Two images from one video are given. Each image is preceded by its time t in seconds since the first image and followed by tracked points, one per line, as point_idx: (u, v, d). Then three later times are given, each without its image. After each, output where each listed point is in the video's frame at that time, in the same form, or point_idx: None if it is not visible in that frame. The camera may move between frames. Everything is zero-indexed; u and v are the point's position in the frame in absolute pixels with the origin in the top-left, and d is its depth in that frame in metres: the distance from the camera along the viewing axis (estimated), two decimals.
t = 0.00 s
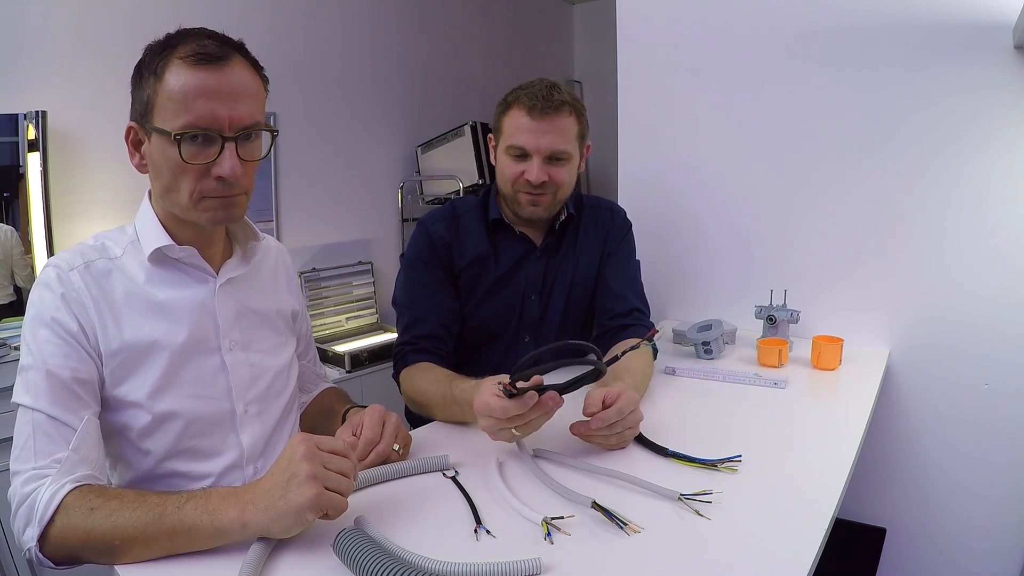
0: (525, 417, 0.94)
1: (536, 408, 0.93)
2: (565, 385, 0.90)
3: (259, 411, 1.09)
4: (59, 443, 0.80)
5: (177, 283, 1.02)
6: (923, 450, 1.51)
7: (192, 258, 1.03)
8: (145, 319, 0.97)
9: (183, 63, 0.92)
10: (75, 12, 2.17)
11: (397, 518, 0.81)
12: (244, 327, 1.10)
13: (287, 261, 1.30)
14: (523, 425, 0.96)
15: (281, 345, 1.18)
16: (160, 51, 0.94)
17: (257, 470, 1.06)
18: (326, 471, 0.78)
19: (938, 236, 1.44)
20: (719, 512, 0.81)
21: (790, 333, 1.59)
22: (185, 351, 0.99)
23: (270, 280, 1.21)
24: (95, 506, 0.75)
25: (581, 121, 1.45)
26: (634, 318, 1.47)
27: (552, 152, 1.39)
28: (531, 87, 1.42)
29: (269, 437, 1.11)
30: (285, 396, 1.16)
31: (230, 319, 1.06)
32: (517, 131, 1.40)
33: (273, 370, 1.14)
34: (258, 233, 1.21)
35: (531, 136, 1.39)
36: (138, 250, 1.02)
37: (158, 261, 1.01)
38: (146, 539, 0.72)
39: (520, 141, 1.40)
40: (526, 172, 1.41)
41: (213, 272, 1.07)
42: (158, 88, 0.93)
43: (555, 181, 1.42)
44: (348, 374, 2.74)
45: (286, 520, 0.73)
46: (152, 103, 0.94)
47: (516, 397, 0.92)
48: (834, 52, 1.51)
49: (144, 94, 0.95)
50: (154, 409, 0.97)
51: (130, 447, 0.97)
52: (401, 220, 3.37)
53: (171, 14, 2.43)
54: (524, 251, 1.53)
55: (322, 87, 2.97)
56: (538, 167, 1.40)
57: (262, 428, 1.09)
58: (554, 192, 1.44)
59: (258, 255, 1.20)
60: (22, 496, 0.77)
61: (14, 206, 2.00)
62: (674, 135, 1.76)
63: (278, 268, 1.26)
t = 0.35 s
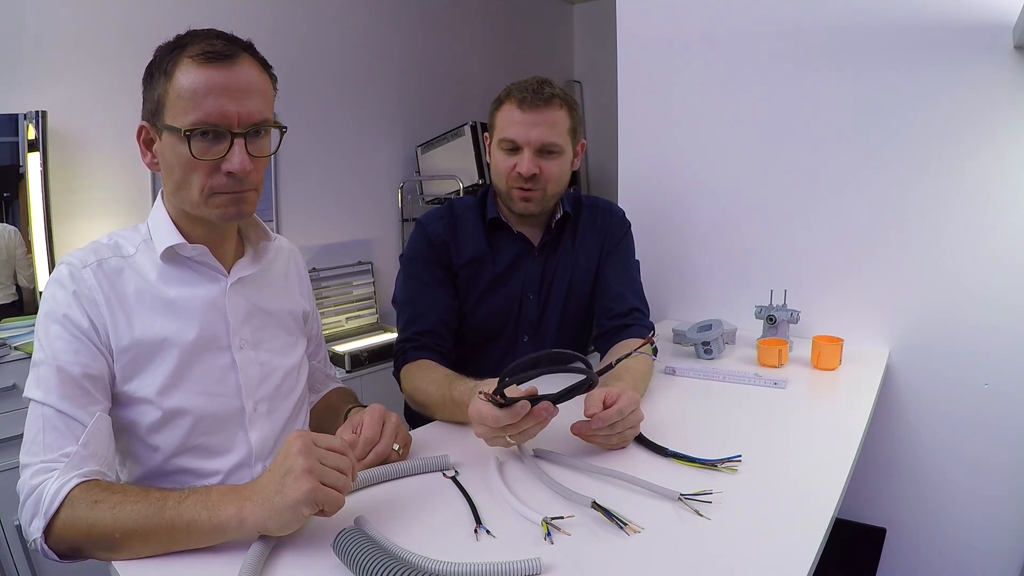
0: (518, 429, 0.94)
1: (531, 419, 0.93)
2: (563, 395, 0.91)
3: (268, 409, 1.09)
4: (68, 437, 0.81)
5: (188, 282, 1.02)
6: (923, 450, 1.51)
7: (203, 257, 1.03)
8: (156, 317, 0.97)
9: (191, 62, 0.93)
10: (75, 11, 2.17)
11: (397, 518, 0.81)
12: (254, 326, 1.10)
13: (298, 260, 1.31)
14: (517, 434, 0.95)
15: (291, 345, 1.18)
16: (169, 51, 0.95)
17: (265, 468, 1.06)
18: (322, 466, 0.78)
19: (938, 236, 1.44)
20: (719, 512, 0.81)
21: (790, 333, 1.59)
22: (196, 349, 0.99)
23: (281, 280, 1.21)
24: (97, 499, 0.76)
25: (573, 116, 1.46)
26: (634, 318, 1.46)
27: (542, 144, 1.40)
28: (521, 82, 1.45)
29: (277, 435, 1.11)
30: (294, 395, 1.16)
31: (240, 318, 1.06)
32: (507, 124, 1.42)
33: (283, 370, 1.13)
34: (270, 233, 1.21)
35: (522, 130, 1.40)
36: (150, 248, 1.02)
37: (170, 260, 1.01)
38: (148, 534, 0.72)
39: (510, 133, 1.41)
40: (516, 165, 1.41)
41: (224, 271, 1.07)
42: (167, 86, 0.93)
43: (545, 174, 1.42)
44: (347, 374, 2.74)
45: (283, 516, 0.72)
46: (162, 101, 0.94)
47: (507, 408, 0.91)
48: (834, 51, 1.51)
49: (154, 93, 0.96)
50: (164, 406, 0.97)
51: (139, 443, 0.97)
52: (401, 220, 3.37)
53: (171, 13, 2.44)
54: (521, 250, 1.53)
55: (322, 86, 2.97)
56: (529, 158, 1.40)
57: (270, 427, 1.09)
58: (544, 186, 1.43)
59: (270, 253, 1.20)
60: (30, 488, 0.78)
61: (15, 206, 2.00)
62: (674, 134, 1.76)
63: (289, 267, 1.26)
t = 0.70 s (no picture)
0: (515, 430, 0.93)
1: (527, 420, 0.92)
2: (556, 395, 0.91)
3: (273, 408, 1.09)
4: (69, 438, 0.82)
5: (191, 283, 1.02)
6: (923, 450, 1.50)
7: (205, 257, 1.03)
8: (158, 318, 0.97)
9: (189, 63, 0.93)
10: (75, 12, 2.17)
11: (397, 518, 0.81)
12: (257, 325, 1.10)
13: (301, 258, 1.30)
14: (513, 435, 0.95)
15: (295, 343, 1.18)
16: (167, 52, 0.95)
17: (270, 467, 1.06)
18: (312, 460, 0.78)
19: (938, 236, 1.44)
20: (719, 512, 0.81)
21: (790, 333, 1.59)
22: (199, 350, 0.99)
23: (285, 279, 1.20)
24: (93, 497, 0.76)
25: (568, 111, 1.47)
26: (633, 318, 1.46)
27: (539, 134, 1.41)
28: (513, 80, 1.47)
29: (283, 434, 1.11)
30: (299, 394, 1.15)
31: (243, 318, 1.06)
32: (502, 118, 1.43)
33: (287, 368, 1.13)
34: (272, 230, 1.21)
35: (518, 124, 1.42)
36: (152, 250, 1.02)
37: (172, 261, 1.01)
38: (144, 533, 0.72)
39: (505, 126, 1.43)
40: (513, 157, 1.42)
41: (226, 270, 1.06)
42: (166, 87, 0.93)
43: (544, 165, 1.42)
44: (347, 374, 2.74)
45: (274, 510, 0.72)
46: (161, 103, 0.94)
47: (502, 408, 0.91)
48: (834, 51, 1.51)
49: (153, 93, 0.96)
50: (168, 406, 0.97)
51: (144, 443, 0.98)
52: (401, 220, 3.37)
53: (170, 13, 2.44)
54: (520, 250, 1.53)
55: (322, 86, 2.97)
56: (526, 150, 1.41)
57: (277, 425, 1.08)
58: (544, 178, 1.43)
59: (273, 251, 1.20)
60: (32, 489, 0.78)
61: (15, 206, 2.02)
62: (674, 134, 1.76)
63: (292, 265, 1.25)
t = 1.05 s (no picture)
0: (516, 426, 0.93)
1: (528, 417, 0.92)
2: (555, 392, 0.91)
3: (279, 406, 1.09)
4: (72, 440, 0.81)
5: (195, 282, 1.02)
6: (923, 450, 1.50)
7: (209, 255, 1.03)
8: (163, 317, 0.97)
9: (196, 65, 0.92)
10: (75, 12, 2.17)
11: (397, 518, 0.81)
12: (262, 323, 1.10)
13: (305, 255, 1.30)
14: (513, 433, 0.95)
15: (299, 341, 1.18)
16: (175, 53, 0.94)
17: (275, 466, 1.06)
18: (316, 466, 0.77)
19: (938, 236, 1.44)
20: (719, 512, 0.81)
21: (790, 333, 1.59)
22: (204, 348, 0.99)
23: (289, 276, 1.20)
24: (95, 498, 0.76)
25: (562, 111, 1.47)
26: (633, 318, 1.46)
27: (533, 137, 1.41)
28: (505, 82, 1.46)
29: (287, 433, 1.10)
30: (305, 393, 1.15)
31: (247, 316, 1.06)
32: (496, 123, 1.44)
33: (292, 366, 1.13)
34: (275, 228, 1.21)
35: (513, 127, 1.42)
36: (156, 249, 1.02)
37: (175, 260, 1.01)
38: (147, 534, 0.72)
39: (499, 131, 1.43)
40: (509, 161, 1.42)
41: (230, 269, 1.06)
42: (173, 88, 0.93)
43: (540, 167, 1.42)
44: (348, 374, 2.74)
45: (278, 516, 0.72)
46: (168, 104, 0.94)
47: (503, 405, 0.91)
48: (834, 51, 1.51)
49: (159, 94, 0.95)
50: (173, 405, 0.97)
51: (151, 442, 0.98)
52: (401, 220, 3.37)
53: (170, 13, 2.44)
54: (519, 250, 1.53)
55: (322, 86, 2.97)
56: (523, 154, 1.42)
57: (282, 424, 1.08)
58: (541, 179, 1.44)
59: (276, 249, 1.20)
60: (34, 489, 0.78)
61: (14, 206, 2.03)
62: (674, 135, 1.76)
63: (296, 262, 1.25)
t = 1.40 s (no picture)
0: (515, 413, 0.94)
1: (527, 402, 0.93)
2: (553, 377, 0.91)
3: (277, 404, 1.09)
4: (67, 442, 0.82)
5: (190, 282, 1.02)
6: (922, 451, 1.51)
7: (203, 255, 1.02)
8: (158, 317, 0.97)
9: (254, 77, 0.97)
10: (75, 11, 2.17)
11: (397, 518, 0.81)
12: (258, 321, 1.10)
13: (299, 251, 1.30)
14: (514, 421, 0.95)
15: (297, 337, 1.18)
16: (219, 68, 0.94)
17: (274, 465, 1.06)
18: (318, 474, 0.76)
19: (938, 237, 1.44)
20: (719, 512, 0.81)
21: (790, 333, 1.59)
22: (200, 348, 0.99)
23: (284, 273, 1.20)
24: (90, 503, 0.76)
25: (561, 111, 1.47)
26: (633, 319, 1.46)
27: (532, 139, 1.41)
28: (503, 84, 1.46)
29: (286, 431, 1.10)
30: (303, 391, 1.15)
31: (243, 314, 1.06)
32: (495, 126, 1.44)
33: (290, 363, 1.13)
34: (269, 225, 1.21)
35: (511, 130, 1.42)
36: (149, 250, 1.02)
37: (170, 260, 1.01)
38: (144, 538, 0.72)
39: (499, 133, 1.43)
40: (508, 164, 1.42)
41: (226, 269, 1.06)
42: (236, 103, 0.95)
43: (539, 169, 1.42)
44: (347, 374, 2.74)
45: (281, 524, 0.72)
46: (230, 119, 0.95)
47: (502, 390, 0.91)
48: (833, 51, 1.51)
49: (212, 112, 0.94)
50: (171, 405, 0.97)
51: (150, 443, 0.98)
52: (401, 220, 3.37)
53: (170, 13, 2.44)
54: (519, 250, 1.53)
55: (322, 86, 2.97)
56: (522, 156, 1.41)
57: (280, 423, 1.09)
58: (541, 182, 1.43)
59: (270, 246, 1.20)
60: (29, 492, 0.78)
61: (14, 206, 2.02)
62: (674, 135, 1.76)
63: (290, 259, 1.25)
